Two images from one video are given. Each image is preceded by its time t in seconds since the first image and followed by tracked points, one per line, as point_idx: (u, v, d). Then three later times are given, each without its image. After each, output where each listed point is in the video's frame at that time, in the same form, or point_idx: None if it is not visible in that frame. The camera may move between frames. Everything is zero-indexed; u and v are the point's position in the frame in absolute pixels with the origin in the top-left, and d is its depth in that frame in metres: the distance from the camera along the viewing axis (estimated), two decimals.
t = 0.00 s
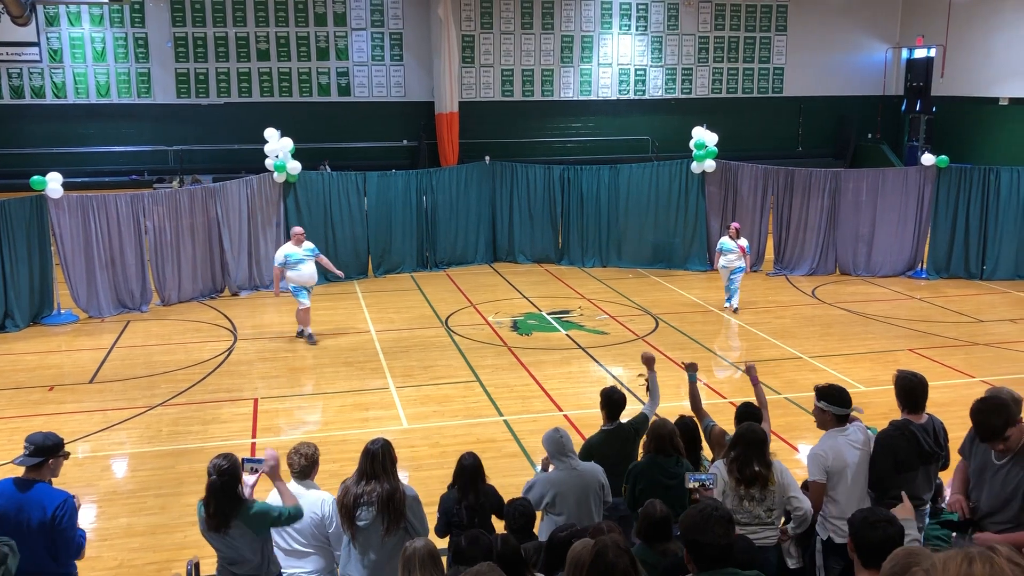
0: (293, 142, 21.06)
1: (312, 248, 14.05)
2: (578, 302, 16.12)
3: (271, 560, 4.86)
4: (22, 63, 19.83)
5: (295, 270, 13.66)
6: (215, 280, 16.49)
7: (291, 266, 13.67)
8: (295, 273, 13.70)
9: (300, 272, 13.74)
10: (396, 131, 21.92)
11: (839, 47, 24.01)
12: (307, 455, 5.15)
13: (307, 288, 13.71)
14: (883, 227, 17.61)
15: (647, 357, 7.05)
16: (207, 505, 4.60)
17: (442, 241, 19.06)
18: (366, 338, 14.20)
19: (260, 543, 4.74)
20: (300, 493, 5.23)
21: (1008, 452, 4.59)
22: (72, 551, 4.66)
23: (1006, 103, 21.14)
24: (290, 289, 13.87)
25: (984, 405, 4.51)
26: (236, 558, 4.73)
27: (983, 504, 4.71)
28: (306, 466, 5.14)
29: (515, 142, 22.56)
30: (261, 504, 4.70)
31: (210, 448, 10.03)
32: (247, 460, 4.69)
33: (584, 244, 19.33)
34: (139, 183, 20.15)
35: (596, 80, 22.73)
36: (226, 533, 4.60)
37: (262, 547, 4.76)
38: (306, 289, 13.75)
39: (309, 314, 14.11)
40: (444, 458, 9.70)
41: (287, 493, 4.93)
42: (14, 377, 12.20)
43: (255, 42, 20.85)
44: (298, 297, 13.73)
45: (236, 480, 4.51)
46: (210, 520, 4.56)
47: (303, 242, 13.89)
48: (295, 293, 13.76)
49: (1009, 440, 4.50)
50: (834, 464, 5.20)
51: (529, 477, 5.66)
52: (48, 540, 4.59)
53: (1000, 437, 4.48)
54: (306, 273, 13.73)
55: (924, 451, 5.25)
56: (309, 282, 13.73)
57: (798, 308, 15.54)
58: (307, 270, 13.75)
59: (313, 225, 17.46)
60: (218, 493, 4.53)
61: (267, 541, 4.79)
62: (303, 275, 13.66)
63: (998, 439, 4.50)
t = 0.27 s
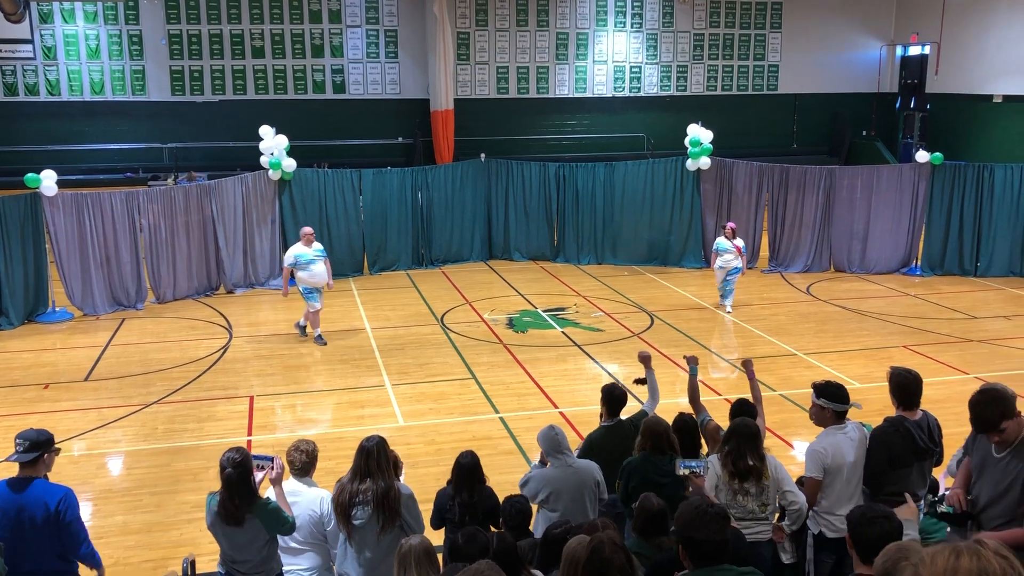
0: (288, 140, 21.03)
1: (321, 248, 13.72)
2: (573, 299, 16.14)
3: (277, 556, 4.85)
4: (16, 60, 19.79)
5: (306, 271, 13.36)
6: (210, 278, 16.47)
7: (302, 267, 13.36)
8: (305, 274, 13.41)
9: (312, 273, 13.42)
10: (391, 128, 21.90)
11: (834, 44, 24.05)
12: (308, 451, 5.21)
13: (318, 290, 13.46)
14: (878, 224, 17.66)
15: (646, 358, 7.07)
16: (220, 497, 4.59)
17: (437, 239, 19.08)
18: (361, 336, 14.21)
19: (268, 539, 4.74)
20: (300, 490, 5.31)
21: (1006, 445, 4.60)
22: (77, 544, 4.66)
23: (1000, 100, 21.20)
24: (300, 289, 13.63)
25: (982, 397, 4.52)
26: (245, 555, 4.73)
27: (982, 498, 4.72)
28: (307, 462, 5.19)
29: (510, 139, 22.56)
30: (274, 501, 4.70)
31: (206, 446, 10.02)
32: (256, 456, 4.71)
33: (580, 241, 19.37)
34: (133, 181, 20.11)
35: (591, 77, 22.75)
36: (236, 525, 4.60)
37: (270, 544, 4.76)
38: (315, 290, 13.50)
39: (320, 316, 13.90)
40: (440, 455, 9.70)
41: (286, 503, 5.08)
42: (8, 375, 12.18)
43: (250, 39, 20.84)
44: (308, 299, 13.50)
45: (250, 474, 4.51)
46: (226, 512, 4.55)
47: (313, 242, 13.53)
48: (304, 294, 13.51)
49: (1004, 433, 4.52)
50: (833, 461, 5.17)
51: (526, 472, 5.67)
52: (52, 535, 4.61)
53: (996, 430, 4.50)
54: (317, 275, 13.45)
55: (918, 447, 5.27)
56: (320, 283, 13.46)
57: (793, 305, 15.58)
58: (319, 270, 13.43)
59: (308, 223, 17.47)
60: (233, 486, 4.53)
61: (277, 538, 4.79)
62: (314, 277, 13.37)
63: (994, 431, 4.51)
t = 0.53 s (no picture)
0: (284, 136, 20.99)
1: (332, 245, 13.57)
2: (571, 295, 16.14)
3: (278, 553, 4.83)
4: (11, 56, 19.72)
5: (317, 268, 13.23)
6: (207, 274, 16.45)
7: (313, 263, 13.23)
8: (316, 271, 13.29)
9: (323, 270, 13.33)
10: (388, 124, 21.87)
11: (831, 39, 24.05)
12: (304, 447, 5.22)
13: (328, 287, 13.36)
14: (875, 219, 17.67)
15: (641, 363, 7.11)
16: (225, 491, 4.60)
17: (434, 235, 19.08)
18: (358, 332, 14.21)
19: (273, 536, 4.74)
20: (296, 488, 5.25)
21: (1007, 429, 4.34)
22: (79, 537, 4.61)
23: (997, 95, 21.23)
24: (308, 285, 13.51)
25: (983, 375, 4.42)
26: (247, 551, 4.72)
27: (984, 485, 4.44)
28: (304, 459, 5.21)
29: (507, 135, 22.53)
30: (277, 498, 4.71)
31: (203, 443, 10.02)
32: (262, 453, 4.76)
33: (577, 237, 19.37)
34: (129, 177, 20.06)
35: (588, 73, 22.73)
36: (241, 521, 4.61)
37: (274, 541, 4.76)
38: (325, 287, 13.40)
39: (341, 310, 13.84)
40: (438, 452, 9.70)
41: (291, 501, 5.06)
42: (5, 372, 12.16)
43: (246, 35, 20.79)
44: (317, 296, 13.40)
45: (253, 469, 4.53)
46: (232, 507, 4.57)
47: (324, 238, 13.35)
48: (313, 291, 13.40)
49: (989, 414, 4.32)
50: (827, 459, 5.25)
51: (525, 469, 5.67)
52: (53, 530, 4.61)
53: (979, 408, 4.35)
54: (327, 272, 13.34)
55: (914, 443, 5.23)
56: (330, 280, 13.36)
57: (790, 301, 15.61)
58: (329, 267, 13.33)
59: (305, 219, 17.45)
60: (237, 481, 4.54)
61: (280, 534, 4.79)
62: (325, 274, 13.27)
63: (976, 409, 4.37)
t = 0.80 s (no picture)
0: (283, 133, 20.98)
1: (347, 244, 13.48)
2: (569, 292, 16.15)
3: (277, 549, 4.85)
4: (8, 54, 19.68)
5: (332, 267, 13.13)
6: (206, 271, 16.45)
7: (329, 262, 13.12)
8: (332, 270, 13.19)
9: (339, 269, 13.23)
10: (386, 121, 21.85)
11: (829, 36, 24.03)
12: (303, 444, 5.28)
13: (343, 286, 13.25)
14: (873, 215, 17.67)
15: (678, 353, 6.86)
16: (224, 488, 4.59)
17: (432, 232, 19.07)
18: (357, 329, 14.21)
19: (272, 533, 4.74)
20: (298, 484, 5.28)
21: (1006, 418, 4.20)
22: (80, 534, 4.64)
23: (995, 92, 21.23)
24: (321, 284, 13.40)
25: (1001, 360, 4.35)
26: (245, 547, 4.72)
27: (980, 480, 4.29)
28: (301, 456, 5.26)
29: (505, 132, 22.53)
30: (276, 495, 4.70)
31: (202, 440, 10.02)
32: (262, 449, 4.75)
33: (575, 234, 19.36)
34: (127, 175, 20.04)
35: (586, 69, 22.70)
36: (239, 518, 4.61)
37: (272, 538, 4.76)
38: (340, 286, 13.29)
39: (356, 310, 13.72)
40: (437, 448, 9.71)
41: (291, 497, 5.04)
42: (4, 369, 12.15)
43: (244, 31, 20.77)
44: (332, 295, 13.31)
45: (252, 466, 4.51)
46: (230, 503, 4.56)
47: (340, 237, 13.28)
48: (328, 290, 13.31)
49: (989, 393, 4.24)
50: (817, 451, 5.29)
51: (523, 466, 5.68)
52: (54, 529, 4.62)
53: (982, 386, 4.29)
54: (343, 270, 13.25)
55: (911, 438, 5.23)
56: (345, 279, 13.26)
57: (789, 297, 15.61)
58: (345, 266, 13.23)
59: (303, 215, 17.50)
60: (235, 477, 4.53)
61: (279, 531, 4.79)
62: (340, 273, 13.17)
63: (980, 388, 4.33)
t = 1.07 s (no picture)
0: (283, 131, 20.98)
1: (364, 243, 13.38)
2: (569, 290, 16.14)
3: (273, 547, 4.85)
4: (8, 52, 19.67)
5: (348, 266, 13.04)
6: (206, 269, 16.45)
7: (344, 262, 13.04)
8: (348, 269, 13.10)
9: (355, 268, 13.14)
10: (386, 119, 21.84)
11: (829, 34, 24.03)
12: (303, 442, 5.31)
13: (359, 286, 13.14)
14: (873, 213, 17.67)
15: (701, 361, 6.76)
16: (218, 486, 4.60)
17: (432, 230, 19.07)
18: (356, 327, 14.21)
19: (266, 530, 4.74)
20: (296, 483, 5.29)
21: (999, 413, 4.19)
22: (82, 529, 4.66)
23: (995, 89, 21.22)
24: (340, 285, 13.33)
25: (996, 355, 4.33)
26: (240, 545, 4.73)
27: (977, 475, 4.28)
28: (302, 454, 5.29)
29: (505, 130, 22.52)
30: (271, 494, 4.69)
31: (202, 438, 10.02)
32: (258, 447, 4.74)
33: (575, 232, 19.36)
34: (127, 173, 20.03)
35: (586, 67, 22.69)
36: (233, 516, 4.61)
37: (267, 536, 4.76)
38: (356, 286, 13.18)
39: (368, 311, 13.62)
40: (436, 446, 9.71)
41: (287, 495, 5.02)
42: (4, 367, 12.16)
43: (243, 29, 20.76)
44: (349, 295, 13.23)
45: (246, 464, 4.51)
46: (223, 501, 4.57)
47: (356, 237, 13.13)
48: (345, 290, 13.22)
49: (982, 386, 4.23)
50: (809, 446, 5.30)
51: (524, 464, 5.67)
52: (56, 528, 4.62)
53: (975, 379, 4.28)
54: (359, 270, 13.14)
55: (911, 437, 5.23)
56: (362, 279, 13.14)
57: (789, 295, 15.61)
58: (361, 265, 13.12)
59: (303, 212, 17.55)
60: (228, 475, 4.53)
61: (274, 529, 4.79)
62: (355, 272, 13.06)
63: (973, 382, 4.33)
